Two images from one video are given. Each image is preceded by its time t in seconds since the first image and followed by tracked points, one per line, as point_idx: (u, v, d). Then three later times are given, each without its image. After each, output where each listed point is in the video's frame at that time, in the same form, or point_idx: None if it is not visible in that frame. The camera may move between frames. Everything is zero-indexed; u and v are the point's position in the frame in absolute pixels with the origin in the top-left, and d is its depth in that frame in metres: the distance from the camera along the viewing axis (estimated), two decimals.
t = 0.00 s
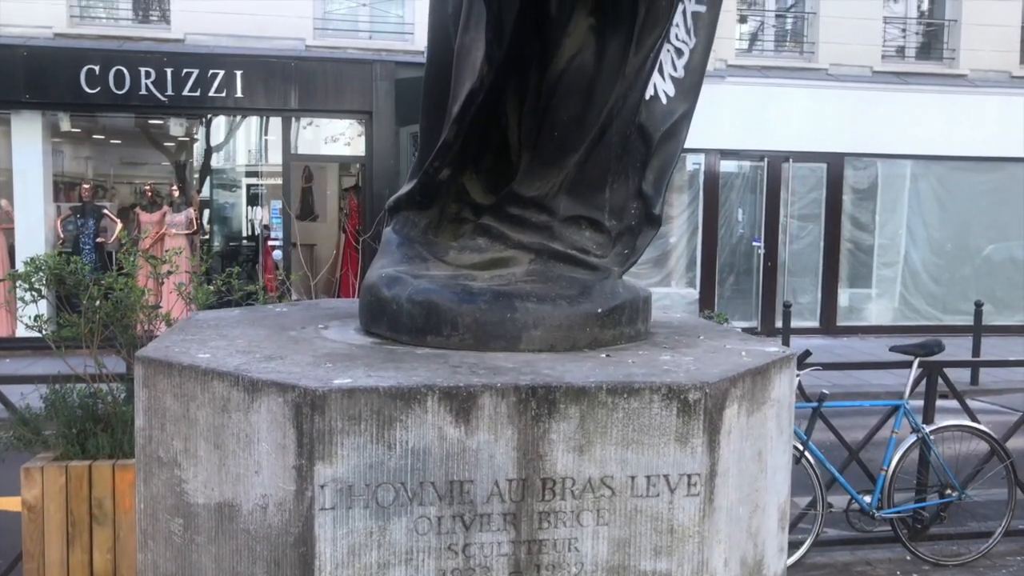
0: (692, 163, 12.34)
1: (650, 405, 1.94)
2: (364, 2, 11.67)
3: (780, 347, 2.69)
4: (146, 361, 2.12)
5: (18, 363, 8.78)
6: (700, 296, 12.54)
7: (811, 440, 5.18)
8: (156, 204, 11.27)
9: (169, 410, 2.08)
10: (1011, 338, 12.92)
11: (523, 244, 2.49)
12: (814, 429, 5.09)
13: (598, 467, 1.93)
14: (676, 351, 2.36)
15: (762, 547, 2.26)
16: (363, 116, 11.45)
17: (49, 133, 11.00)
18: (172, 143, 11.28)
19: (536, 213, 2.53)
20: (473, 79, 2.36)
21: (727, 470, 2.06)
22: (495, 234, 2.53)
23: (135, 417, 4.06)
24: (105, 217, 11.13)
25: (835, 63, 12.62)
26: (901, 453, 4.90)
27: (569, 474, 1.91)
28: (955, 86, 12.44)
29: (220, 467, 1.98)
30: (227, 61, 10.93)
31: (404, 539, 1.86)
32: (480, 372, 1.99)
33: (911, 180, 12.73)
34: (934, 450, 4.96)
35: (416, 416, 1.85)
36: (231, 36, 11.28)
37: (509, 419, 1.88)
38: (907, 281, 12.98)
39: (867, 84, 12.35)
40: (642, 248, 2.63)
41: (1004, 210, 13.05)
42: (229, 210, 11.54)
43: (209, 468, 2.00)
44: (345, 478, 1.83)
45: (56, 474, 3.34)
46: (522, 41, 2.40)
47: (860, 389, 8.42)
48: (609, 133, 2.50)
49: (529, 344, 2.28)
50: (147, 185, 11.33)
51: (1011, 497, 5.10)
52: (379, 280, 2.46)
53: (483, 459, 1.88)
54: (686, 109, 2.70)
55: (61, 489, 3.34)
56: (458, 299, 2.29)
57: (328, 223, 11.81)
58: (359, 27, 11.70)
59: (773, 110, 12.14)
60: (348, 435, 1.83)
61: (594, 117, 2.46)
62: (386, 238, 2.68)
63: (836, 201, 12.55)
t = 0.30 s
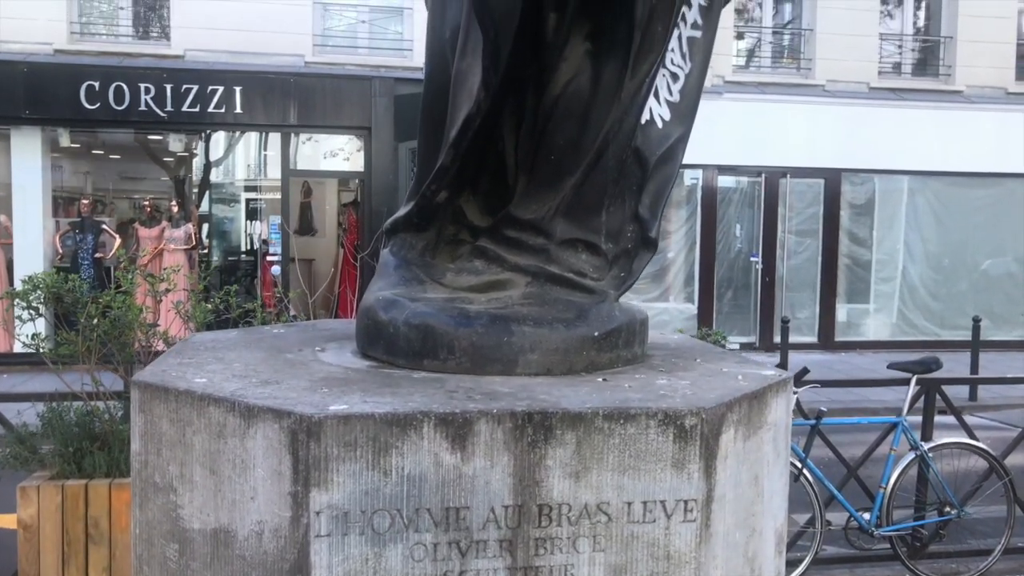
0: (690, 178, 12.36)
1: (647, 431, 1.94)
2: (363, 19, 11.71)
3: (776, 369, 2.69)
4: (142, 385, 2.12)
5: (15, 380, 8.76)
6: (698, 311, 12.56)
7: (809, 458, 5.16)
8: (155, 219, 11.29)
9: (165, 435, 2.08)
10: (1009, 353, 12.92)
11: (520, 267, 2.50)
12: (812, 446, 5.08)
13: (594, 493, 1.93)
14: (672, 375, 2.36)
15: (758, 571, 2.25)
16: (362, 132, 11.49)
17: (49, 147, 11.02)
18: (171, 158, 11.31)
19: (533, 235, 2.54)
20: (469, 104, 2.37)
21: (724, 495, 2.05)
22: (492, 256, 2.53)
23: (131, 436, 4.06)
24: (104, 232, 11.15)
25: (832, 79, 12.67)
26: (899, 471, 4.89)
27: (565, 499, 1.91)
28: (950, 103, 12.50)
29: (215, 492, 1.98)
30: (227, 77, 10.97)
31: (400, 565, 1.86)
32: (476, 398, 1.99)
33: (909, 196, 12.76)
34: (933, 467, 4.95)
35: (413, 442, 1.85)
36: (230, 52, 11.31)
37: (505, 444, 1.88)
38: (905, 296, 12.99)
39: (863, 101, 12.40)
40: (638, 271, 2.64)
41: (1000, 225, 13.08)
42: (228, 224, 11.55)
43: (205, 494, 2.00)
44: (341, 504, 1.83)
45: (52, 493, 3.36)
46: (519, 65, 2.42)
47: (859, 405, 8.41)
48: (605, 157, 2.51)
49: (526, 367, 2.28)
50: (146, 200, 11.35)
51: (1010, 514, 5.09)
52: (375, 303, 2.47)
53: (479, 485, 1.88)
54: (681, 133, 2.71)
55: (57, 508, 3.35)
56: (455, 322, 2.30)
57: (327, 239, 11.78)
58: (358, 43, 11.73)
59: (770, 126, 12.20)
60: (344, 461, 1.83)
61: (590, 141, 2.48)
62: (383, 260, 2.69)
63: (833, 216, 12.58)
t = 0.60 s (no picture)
0: (688, 191, 12.39)
1: (645, 450, 1.94)
2: (362, 33, 11.75)
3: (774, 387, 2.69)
4: (140, 404, 2.12)
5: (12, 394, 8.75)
6: (696, 324, 12.56)
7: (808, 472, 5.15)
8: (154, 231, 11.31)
9: (162, 454, 2.07)
10: (1007, 366, 12.92)
11: (518, 284, 2.50)
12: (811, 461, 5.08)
13: (592, 512, 1.92)
14: (670, 393, 2.36)
15: None
16: (361, 145, 11.51)
17: (48, 160, 11.04)
18: (170, 171, 11.33)
19: (531, 253, 2.55)
20: (467, 123, 2.37)
21: (722, 514, 2.05)
22: (490, 273, 2.54)
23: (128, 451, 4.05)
24: (101, 245, 11.20)
25: (829, 93, 12.70)
26: (898, 485, 4.89)
27: (563, 520, 1.91)
28: (947, 116, 12.55)
29: (212, 512, 1.98)
30: (226, 90, 10.99)
31: None
32: (473, 417, 1.99)
33: (906, 209, 12.79)
34: (932, 482, 4.95)
35: (410, 462, 1.85)
36: (230, 65, 11.33)
37: (503, 465, 1.88)
38: (903, 308, 13.00)
39: (861, 114, 12.44)
40: (636, 288, 2.66)
41: (998, 238, 13.10)
42: (227, 237, 11.56)
43: (202, 514, 2.00)
44: (338, 525, 1.83)
45: (48, 508, 3.38)
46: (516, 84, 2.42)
47: (858, 419, 8.40)
48: (603, 175, 2.52)
49: (524, 386, 2.28)
50: (145, 213, 11.37)
51: (1010, 529, 5.07)
52: (373, 320, 2.47)
53: (477, 505, 1.87)
54: (678, 151, 2.71)
55: (54, 524, 3.37)
56: (453, 340, 2.30)
57: (326, 251, 11.88)
58: (357, 57, 11.76)
59: (768, 140, 12.25)
60: (342, 482, 1.83)
61: (587, 161, 2.49)
62: (381, 276, 2.70)
63: (831, 229, 12.60)
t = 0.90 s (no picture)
0: (686, 208, 12.41)
1: (642, 476, 1.94)
2: (361, 50, 11.79)
3: (771, 409, 2.69)
4: (136, 428, 2.12)
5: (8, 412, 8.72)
6: (695, 341, 12.56)
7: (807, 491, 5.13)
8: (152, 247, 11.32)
9: (158, 478, 2.07)
10: (1006, 383, 12.92)
11: (515, 307, 2.52)
12: (809, 479, 5.06)
13: (589, 538, 1.92)
14: (667, 417, 2.36)
15: None
16: (359, 162, 11.54)
17: (47, 177, 11.05)
18: (168, 187, 11.35)
19: (528, 275, 2.55)
20: (465, 147, 2.36)
21: (719, 539, 2.05)
22: (488, 296, 2.55)
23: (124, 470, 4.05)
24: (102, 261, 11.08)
25: (827, 110, 12.75)
26: (897, 504, 4.87)
27: (560, 545, 1.91)
28: (943, 134, 12.61)
29: (209, 537, 1.97)
30: (225, 107, 11.03)
31: None
32: (471, 442, 1.99)
33: (903, 225, 12.82)
34: (931, 501, 4.94)
35: (407, 488, 1.84)
36: (230, 82, 11.35)
37: (501, 491, 1.88)
38: (901, 325, 13.01)
39: (857, 131, 12.49)
40: (633, 311, 2.66)
41: (996, 255, 13.13)
42: (225, 252, 11.58)
43: (198, 539, 1.99)
44: (335, 551, 1.82)
45: (44, 529, 3.43)
46: (515, 108, 2.43)
47: (856, 437, 8.39)
48: (599, 199, 2.53)
49: (521, 410, 2.28)
50: (143, 230, 11.37)
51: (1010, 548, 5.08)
52: (371, 343, 2.47)
53: (474, 531, 1.87)
54: (676, 175, 2.72)
55: (49, 545, 3.43)
56: (450, 363, 2.29)
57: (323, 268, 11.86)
58: (356, 74, 11.79)
59: (765, 157, 12.29)
60: (339, 508, 1.82)
61: (584, 185, 2.49)
62: (379, 297, 2.70)
63: (829, 246, 12.63)
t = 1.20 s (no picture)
0: (683, 222, 12.45)
1: (639, 498, 1.94)
2: (360, 65, 11.82)
3: (768, 429, 2.69)
4: (133, 450, 2.12)
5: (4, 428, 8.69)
6: (693, 355, 12.56)
7: (805, 507, 5.11)
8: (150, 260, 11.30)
9: (155, 500, 2.07)
10: (1005, 397, 12.91)
11: (512, 326, 2.53)
12: (807, 495, 5.03)
13: (586, 561, 1.91)
14: (665, 438, 2.36)
15: None
16: (357, 176, 11.56)
17: (45, 191, 11.05)
18: (167, 201, 11.37)
19: (525, 295, 2.57)
20: (463, 168, 2.36)
21: (716, 561, 2.04)
22: (485, 315, 2.56)
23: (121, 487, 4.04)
24: (98, 276, 11.17)
25: (823, 125, 12.79)
26: (896, 521, 4.84)
27: (557, 569, 1.90)
28: (940, 148, 12.65)
29: (206, 560, 1.97)
30: (223, 122, 11.05)
31: None
32: (467, 465, 1.99)
33: (901, 239, 12.85)
34: (930, 517, 4.92)
35: (404, 511, 1.84)
36: (229, 96, 11.37)
37: (497, 514, 1.88)
38: (899, 339, 13.02)
39: (854, 146, 12.52)
40: (630, 331, 2.66)
41: (993, 269, 13.15)
42: (223, 264, 11.61)
43: (195, 562, 1.99)
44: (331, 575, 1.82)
45: (40, 547, 3.44)
46: (512, 130, 2.44)
47: (855, 452, 8.37)
48: (596, 221, 2.53)
49: (519, 431, 2.28)
50: (141, 244, 11.38)
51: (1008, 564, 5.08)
52: (367, 364, 2.47)
53: (470, 554, 1.87)
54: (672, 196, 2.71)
55: (44, 562, 3.44)
56: (447, 385, 2.30)
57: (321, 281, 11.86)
58: (354, 89, 11.82)
59: (763, 171, 12.33)
60: (335, 531, 1.82)
61: (581, 206, 2.51)
62: (376, 316, 2.70)
63: (826, 260, 12.66)
